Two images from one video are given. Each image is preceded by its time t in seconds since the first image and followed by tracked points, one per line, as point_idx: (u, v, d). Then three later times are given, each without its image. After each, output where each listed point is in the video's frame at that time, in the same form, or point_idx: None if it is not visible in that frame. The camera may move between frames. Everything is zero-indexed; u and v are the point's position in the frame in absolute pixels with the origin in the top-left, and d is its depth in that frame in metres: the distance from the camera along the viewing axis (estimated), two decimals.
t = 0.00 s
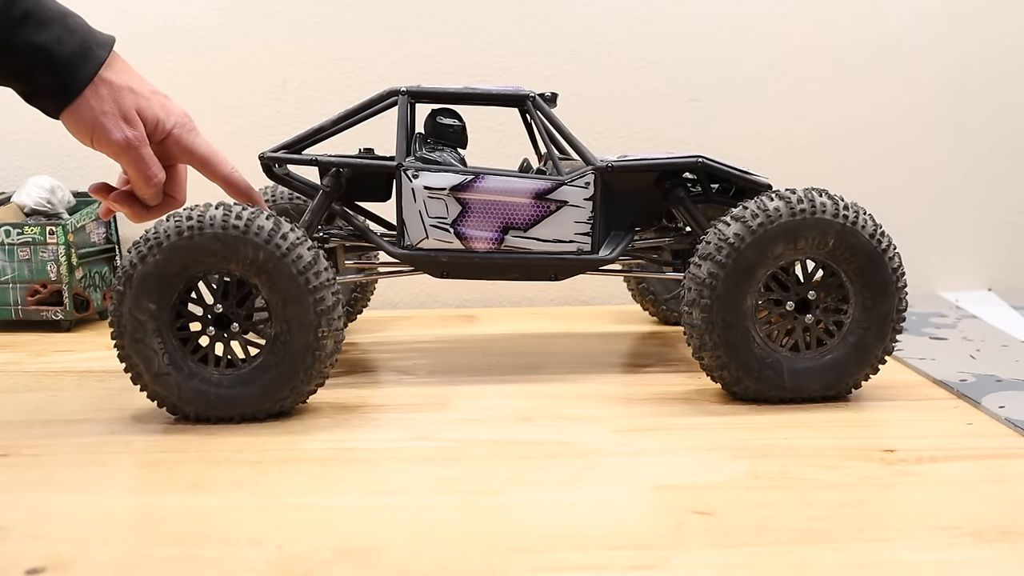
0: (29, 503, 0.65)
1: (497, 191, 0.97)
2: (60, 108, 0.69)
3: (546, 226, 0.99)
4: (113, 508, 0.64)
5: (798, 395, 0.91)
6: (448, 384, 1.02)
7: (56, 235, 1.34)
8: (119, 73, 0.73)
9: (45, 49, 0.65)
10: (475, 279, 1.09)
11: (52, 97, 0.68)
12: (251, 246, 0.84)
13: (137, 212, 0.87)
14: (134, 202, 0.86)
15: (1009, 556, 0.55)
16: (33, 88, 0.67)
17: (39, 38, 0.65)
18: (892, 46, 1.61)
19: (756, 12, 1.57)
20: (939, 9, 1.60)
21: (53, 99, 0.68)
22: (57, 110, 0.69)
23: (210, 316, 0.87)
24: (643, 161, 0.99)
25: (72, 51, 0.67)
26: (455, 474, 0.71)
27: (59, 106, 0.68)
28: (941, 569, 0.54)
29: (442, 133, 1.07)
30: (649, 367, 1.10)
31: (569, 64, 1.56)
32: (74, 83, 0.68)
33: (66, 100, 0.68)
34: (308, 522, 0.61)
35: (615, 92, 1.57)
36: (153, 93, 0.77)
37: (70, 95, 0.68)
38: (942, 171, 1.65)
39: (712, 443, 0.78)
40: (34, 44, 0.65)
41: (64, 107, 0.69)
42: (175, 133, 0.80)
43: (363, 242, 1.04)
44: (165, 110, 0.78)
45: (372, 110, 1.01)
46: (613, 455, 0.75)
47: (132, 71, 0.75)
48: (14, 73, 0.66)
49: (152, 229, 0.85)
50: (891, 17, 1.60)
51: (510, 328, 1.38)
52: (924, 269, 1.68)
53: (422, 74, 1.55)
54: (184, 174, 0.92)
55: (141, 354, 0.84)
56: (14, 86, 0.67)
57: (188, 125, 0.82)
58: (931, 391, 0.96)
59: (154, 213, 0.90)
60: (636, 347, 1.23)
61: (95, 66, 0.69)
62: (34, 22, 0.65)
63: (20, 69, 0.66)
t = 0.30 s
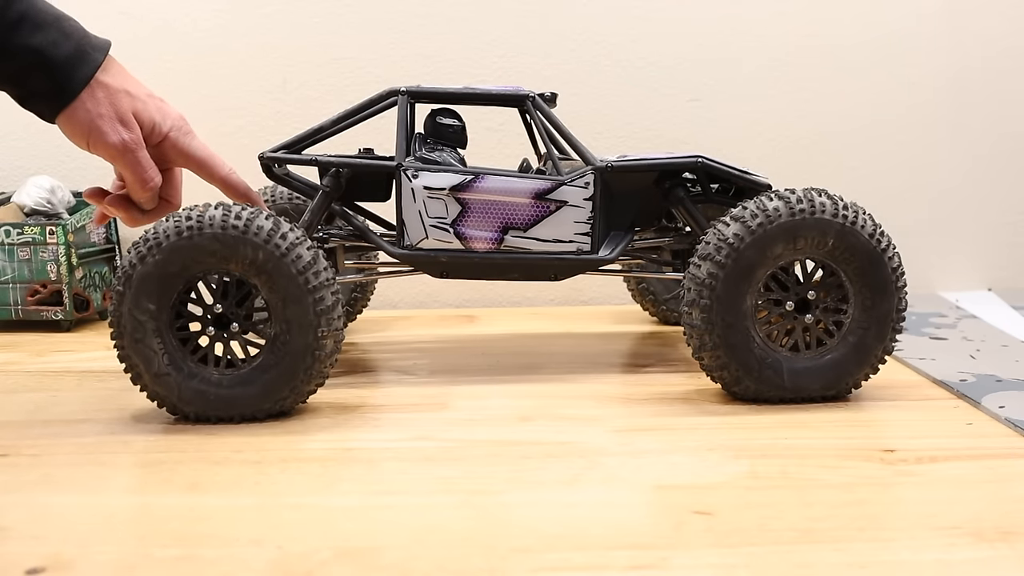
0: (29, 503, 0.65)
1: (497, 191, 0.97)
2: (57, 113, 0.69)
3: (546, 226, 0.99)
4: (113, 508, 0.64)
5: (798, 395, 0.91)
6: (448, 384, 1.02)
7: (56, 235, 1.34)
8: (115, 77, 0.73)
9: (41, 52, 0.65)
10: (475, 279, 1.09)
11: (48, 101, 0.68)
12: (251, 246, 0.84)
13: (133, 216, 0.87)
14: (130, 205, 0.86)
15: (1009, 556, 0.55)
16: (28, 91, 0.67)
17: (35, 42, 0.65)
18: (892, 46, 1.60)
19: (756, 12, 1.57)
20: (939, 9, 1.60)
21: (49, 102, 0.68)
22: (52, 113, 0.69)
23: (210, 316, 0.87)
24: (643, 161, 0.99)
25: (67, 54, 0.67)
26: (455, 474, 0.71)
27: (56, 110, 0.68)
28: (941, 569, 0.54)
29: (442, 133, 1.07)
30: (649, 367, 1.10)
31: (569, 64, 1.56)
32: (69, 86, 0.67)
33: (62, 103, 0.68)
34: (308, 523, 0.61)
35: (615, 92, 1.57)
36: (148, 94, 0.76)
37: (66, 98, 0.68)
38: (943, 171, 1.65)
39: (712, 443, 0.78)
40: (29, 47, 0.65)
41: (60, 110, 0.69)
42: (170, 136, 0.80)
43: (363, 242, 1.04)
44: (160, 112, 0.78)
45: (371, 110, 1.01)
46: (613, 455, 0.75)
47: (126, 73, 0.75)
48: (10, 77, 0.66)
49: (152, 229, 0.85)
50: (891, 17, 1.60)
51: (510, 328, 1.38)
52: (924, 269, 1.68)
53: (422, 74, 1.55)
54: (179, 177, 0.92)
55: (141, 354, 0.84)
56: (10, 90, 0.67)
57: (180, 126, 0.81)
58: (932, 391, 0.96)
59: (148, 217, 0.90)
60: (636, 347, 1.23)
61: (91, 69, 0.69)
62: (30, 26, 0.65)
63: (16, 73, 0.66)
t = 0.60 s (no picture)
0: (29, 503, 0.65)
1: (497, 190, 0.97)
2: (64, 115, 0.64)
3: (546, 226, 0.99)
4: (113, 508, 0.64)
5: (798, 395, 0.91)
6: (448, 384, 1.02)
7: (56, 235, 1.34)
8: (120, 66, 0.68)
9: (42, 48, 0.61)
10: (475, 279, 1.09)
11: (55, 102, 0.62)
12: (250, 245, 0.84)
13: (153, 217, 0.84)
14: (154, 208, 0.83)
15: (1009, 556, 0.55)
16: (31, 97, 0.62)
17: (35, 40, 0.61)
18: (892, 46, 1.60)
19: (756, 12, 1.57)
20: (940, 9, 1.60)
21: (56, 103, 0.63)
22: (61, 109, 0.63)
23: (209, 315, 0.87)
24: (643, 161, 0.99)
25: (69, 50, 0.62)
26: (455, 474, 0.71)
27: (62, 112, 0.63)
28: (941, 569, 0.54)
29: (442, 132, 1.07)
30: (649, 367, 1.10)
31: (568, 64, 1.56)
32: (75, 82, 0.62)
33: (67, 103, 0.63)
34: (307, 522, 0.61)
35: (615, 92, 1.57)
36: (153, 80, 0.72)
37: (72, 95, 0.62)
38: (942, 171, 1.65)
39: (712, 443, 0.78)
40: (29, 45, 0.60)
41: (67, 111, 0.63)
42: (179, 120, 0.75)
43: (363, 242, 1.04)
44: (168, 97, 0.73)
45: (372, 109, 1.01)
46: (613, 455, 0.75)
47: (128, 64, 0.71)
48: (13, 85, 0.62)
49: (152, 228, 0.85)
50: (891, 16, 1.60)
51: (510, 328, 1.38)
52: (924, 269, 1.68)
53: (422, 74, 1.55)
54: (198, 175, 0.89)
55: (140, 353, 0.84)
56: (13, 100, 0.63)
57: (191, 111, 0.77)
58: (931, 391, 0.96)
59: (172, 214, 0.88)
60: (636, 347, 1.23)
61: (96, 62, 0.64)
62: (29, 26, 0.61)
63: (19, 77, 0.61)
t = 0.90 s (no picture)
0: (29, 503, 0.65)
1: (497, 190, 0.97)
2: (98, 164, 0.72)
3: (546, 226, 0.99)
4: (113, 508, 0.64)
5: (798, 395, 0.91)
6: (448, 384, 1.02)
7: (56, 235, 1.34)
8: (152, 104, 0.78)
9: (81, 106, 0.69)
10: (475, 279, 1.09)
11: (94, 152, 0.71)
12: (251, 245, 0.84)
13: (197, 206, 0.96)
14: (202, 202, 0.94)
15: (1009, 556, 0.55)
16: (65, 152, 0.71)
17: (71, 97, 0.69)
18: (892, 46, 1.60)
19: (756, 12, 1.57)
20: (940, 9, 1.60)
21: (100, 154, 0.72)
22: (107, 157, 0.72)
23: (209, 315, 0.87)
24: (643, 161, 0.99)
25: (102, 103, 0.71)
26: (455, 474, 0.71)
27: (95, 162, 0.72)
28: (941, 569, 0.54)
29: (442, 132, 1.06)
30: (649, 367, 1.10)
31: (568, 64, 1.56)
32: (112, 133, 0.72)
33: (109, 151, 0.72)
34: (307, 522, 0.61)
35: (615, 92, 1.57)
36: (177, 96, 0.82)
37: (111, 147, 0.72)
38: (942, 171, 1.65)
39: (712, 443, 0.78)
40: (68, 105, 0.69)
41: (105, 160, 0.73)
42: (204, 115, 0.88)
43: (363, 241, 1.04)
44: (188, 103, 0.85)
45: (372, 109, 1.01)
46: (613, 455, 0.75)
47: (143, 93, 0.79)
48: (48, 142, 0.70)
49: (152, 228, 0.85)
50: (891, 16, 1.60)
51: (510, 328, 1.38)
52: (924, 269, 1.68)
53: (422, 74, 1.55)
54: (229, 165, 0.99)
55: (140, 353, 0.84)
56: (46, 155, 0.71)
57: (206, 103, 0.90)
58: (931, 391, 0.96)
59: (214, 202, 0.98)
60: (636, 347, 1.23)
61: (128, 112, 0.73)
62: (62, 85, 0.69)
63: (55, 134, 0.69)
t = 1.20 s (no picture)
0: (30, 503, 0.65)
1: (497, 190, 0.97)
2: (116, 178, 0.85)
3: (547, 226, 0.99)
4: (113, 508, 0.64)
5: (798, 395, 0.91)
6: (448, 384, 1.02)
7: (56, 235, 1.34)
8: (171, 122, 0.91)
9: (101, 123, 0.82)
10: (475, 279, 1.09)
11: (119, 167, 0.84)
12: (252, 245, 0.84)
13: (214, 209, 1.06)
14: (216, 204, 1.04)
15: (1009, 556, 0.55)
16: (87, 168, 0.83)
17: (94, 115, 0.81)
18: (892, 46, 1.61)
19: (756, 12, 1.57)
20: (940, 9, 1.60)
21: (127, 167, 0.85)
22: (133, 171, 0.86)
23: (210, 315, 0.87)
24: (644, 161, 0.99)
25: (124, 119, 0.84)
26: (455, 474, 0.71)
27: (114, 176, 0.85)
28: (941, 569, 0.54)
29: (443, 132, 1.06)
30: (649, 367, 1.10)
31: (569, 64, 1.56)
32: (133, 148, 0.84)
33: (132, 164, 0.85)
34: (308, 523, 0.61)
35: (615, 92, 1.57)
36: (194, 111, 0.95)
37: (135, 160, 0.85)
38: (943, 171, 1.65)
39: (712, 443, 0.78)
40: (92, 121, 0.81)
41: (126, 174, 0.85)
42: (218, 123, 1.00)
43: (363, 242, 1.04)
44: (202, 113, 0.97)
45: (372, 109, 1.01)
46: (613, 455, 0.75)
47: (161, 109, 0.92)
48: (72, 159, 0.82)
49: (153, 227, 0.85)
50: (891, 16, 1.60)
51: (510, 328, 1.38)
52: (924, 269, 1.68)
53: (422, 74, 1.55)
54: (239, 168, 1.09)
55: (141, 353, 0.84)
56: (69, 170, 0.83)
57: (221, 113, 1.02)
58: (931, 391, 0.96)
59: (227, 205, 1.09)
60: (636, 347, 1.23)
61: (149, 127, 0.86)
62: (82, 103, 0.80)
63: (77, 150, 0.81)
